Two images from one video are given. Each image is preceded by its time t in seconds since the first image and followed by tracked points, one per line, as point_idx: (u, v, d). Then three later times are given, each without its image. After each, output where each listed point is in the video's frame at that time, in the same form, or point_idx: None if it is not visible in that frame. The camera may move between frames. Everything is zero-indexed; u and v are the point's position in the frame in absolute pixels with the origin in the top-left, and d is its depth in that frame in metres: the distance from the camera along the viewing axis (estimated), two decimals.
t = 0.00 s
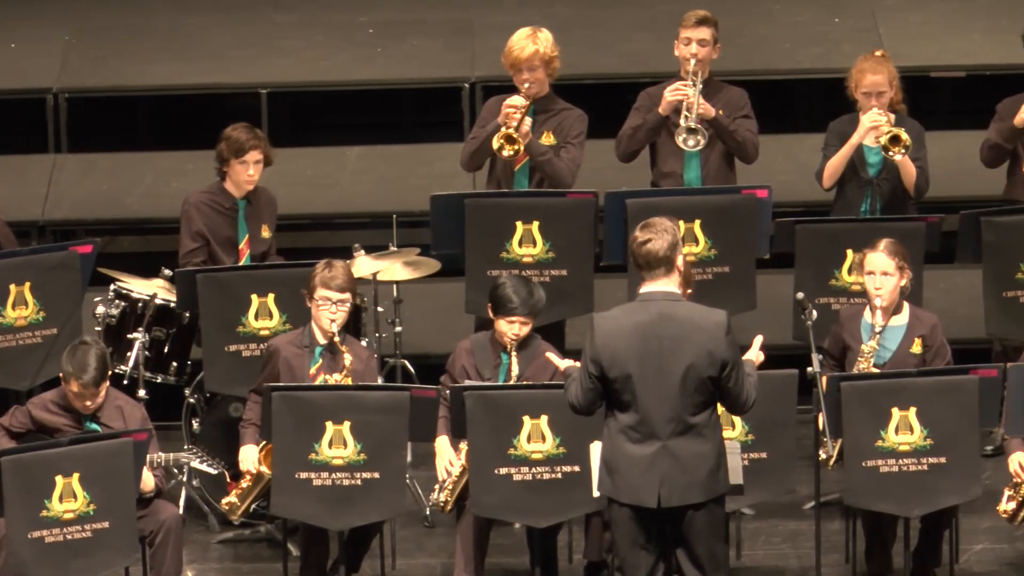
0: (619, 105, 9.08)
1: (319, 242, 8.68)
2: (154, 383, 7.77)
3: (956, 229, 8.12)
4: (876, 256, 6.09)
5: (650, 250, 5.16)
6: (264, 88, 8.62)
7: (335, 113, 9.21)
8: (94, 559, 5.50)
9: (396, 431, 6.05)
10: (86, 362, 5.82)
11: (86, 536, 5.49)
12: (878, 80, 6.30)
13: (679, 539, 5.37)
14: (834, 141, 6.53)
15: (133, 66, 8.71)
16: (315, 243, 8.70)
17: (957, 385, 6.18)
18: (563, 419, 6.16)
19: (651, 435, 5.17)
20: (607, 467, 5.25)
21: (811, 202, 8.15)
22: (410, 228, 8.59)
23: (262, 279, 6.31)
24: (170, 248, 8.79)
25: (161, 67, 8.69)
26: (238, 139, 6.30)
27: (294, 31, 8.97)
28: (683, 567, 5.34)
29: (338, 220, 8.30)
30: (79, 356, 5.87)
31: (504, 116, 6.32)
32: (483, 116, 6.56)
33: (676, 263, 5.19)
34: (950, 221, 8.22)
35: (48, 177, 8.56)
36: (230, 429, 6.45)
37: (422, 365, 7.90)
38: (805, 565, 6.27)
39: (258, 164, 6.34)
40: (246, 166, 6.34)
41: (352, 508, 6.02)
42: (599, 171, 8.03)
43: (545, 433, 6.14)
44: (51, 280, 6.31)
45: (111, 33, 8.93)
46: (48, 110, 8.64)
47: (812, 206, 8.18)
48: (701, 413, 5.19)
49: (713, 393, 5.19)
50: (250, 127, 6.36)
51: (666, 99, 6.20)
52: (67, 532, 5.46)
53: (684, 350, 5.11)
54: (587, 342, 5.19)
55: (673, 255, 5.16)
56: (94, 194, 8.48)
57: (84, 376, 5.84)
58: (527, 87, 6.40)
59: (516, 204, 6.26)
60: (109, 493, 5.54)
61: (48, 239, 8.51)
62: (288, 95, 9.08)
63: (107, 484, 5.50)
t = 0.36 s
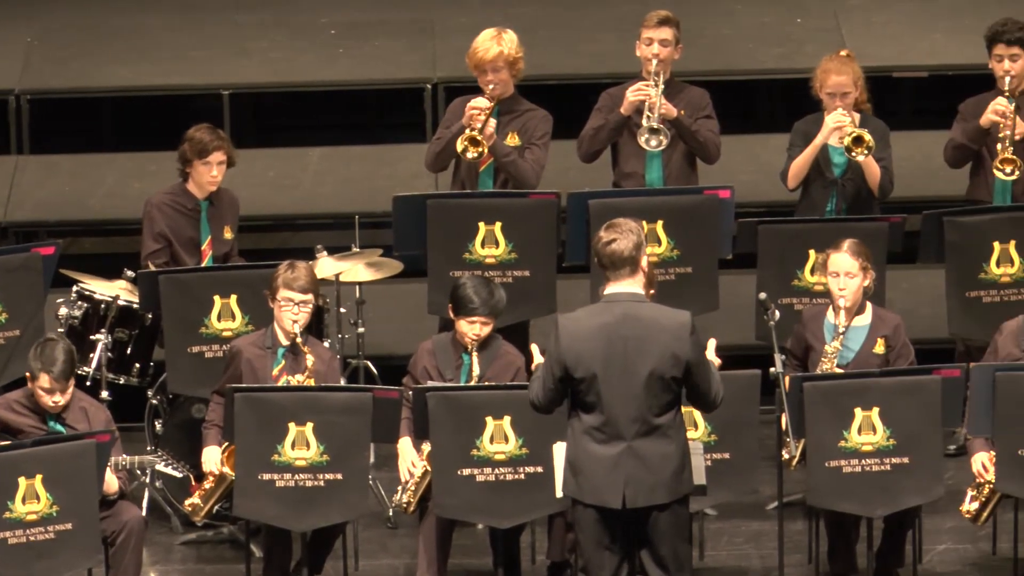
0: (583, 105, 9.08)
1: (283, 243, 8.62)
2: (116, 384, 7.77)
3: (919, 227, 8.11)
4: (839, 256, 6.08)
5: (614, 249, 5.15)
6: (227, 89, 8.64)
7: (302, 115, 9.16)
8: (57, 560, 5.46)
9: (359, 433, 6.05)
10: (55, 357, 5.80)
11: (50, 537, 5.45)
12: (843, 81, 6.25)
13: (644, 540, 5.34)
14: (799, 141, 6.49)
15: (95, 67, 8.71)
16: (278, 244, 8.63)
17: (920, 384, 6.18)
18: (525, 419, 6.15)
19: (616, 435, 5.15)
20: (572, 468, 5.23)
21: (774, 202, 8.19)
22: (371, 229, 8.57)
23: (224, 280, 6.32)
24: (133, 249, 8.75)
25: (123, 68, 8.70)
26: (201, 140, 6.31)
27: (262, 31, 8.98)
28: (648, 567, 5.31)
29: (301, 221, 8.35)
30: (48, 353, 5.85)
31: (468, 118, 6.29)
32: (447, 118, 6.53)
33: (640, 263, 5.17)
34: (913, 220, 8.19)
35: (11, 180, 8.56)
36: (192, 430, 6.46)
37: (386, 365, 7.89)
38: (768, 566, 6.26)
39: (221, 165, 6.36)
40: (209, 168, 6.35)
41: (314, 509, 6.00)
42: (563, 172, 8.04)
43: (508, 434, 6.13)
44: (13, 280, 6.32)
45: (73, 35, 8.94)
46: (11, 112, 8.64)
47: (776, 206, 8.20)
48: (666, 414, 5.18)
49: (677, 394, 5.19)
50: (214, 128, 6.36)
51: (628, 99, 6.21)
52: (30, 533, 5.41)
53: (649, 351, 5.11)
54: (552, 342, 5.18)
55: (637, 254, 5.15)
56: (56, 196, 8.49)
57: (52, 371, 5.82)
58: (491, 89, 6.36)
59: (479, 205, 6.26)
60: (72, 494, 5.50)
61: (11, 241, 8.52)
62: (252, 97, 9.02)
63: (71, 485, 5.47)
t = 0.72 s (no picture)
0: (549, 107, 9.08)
1: (249, 243, 8.36)
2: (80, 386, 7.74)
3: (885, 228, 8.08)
4: (805, 257, 6.06)
5: (581, 246, 5.19)
6: (190, 91, 8.53)
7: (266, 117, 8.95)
8: (23, 561, 5.42)
9: (325, 435, 6.04)
10: (22, 344, 5.81)
11: (15, 539, 5.41)
12: (811, 81, 6.22)
13: (610, 540, 5.33)
14: (766, 141, 6.46)
15: (59, 68, 8.70)
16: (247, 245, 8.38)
17: (886, 385, 6.17)
18: (491, 421, 6.14)
19: (583, 435, 5.14)
20: (539, 468, 5.21)
21: (738, 202, 8.17)
22: (338, 230, 8.38)
23: (190, 282, 6.31)
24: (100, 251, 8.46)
25: (86, 69, 8.66)
26: (167, 143, 6.32)
27: (233, 37, 9.02)
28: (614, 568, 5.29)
29: (266, 223, 8.33)
30: (16, 342, 5.85)
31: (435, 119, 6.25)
32: (415, 118, 6.45)
33: (605, 261, 5.22)
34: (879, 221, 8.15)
35: None
36: (157, 432, 6.47)
37: (351, 368, 7.73)
38: (734, 566, 6.26)
39: (187, 168, 6.38)
40: (175, 170, 6.37)
41: (280, 510, 5.99)
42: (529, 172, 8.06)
43: (474, 436, 6.12)
44: None
45: (39, 38, 8.99)
46: None
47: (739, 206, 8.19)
48: (633, 413, 5.18)
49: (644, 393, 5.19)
50: (180, 130, 6.36)
51: (594, 101, 6.22)
52: None
53: (616, 349, 5.11)
54: (519, 342, 5.16)
55: (604, 252, 5.20)
56: (21, 198, 8.52)
57: (17, 357, 5.83)
58: (459, 90, 6.27)
59: (445, 206, 6.26)
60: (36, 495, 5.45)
61: None
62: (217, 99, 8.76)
63: (35, 486, 5.42)
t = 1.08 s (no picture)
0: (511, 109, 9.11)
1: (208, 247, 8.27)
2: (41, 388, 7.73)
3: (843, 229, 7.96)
4: (762, 258, 6.06)
5: (542, 246, 5.13)
6: (148, 93, 8.44)
7: (241, 118, 8.77)
8: None
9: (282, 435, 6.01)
10: None
11: None
12: (765, 81, 6.25)
13: (569, 540, 5.31)
14: (721, 141, 6.45)
15: (17, 70, 8.68)
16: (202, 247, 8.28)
17: (845, 385, 6.17)
18: (449, 422, 6.15)
19: (542, 436, 5.12)
20: (499, 469, 5.19)
21: (696, 203, 8.10)
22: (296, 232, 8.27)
23: (148, 283, 6.32)
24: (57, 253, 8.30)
25: (45, 71, 8.65)
26: (125, 145, 6.45)
27: (199, 42, 9.07)
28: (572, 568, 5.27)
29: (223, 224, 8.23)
30: None
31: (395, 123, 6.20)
32: (373, 120, 6.43)
33: (566, 260, 5.18)
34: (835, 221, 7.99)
35: None
36: (116, 433, 6.49)
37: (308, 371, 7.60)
38: (691, 567, 6.27)
39: (144, 169, 6.51)
40: (132, 171, 6.51)
41: (239, 512, 5.96)
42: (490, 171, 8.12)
43: (431, 437, 6.13)
44: None
45: None
46: None
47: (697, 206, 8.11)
48: (594, 415, 5.16)
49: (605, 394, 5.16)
50: (137, 131, 6.50)
51: (550, 103, 6.25)
52: None
53: (575, 351, 5.08)
54: (479, 344, 5.13)
55: (565, 251, 5.16)
56: None
57: None
58: (418, 91, 6.21)
59: (403, 206, 6.26)
60: None
61: None
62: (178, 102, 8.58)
63: None
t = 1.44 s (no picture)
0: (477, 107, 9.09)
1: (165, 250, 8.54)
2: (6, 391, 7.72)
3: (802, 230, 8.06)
4: (724, 259, 6.06)
5: (512, 244, 5.14)
6: (109, 95, 8.49)
7: (189, 117, 8.99)
8: None
9: (246, 437, 5.97)
10: None
11: None
12: (723, 81, 6.29)
13: (537, 542, 5.29)
14: (679, 140, 6.50)
15: None
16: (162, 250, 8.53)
17: (806, 385, 6.17)
18: (413, 424, 6.11)
19: (512, 435, 5.11)
20: (469, 470, 5.17)
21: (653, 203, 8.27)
22: (257, 235, 8.55)
23: (110, 286, 6.35)
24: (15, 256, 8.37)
25: (7, 74, 8.64)
26: (85, 148, 6.57)
27: (158, 41, 9.03)
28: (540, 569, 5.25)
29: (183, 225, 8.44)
30: None
31: (356, 125, 6.24)
32: (334, 121, 6.49)
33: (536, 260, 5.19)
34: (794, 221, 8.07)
35: None
36: (79, 435, 6.52)
37: (272, 371, 7.67)
38: (654, 568, 6.27)
39: (105, 171, 6.63)
40: (93, 174, 6.63)
41: (201, 513, 5.92)
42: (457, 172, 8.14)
43: (394, 437, 6.11)
44: None
45: None
46: None
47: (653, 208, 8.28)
48: (564, 414, 5.15)
49: (575, 393, 5.17)
50: (98, 134, 6.61)
51: (514, 105, 6.21)
52: None
53: (545, 350, 5.08)
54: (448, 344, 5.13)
55: (534, 250, 5.17)
56: None
57: None
58: (379, 91, 6.26)
59: (365, 207, 6.27)
60: None
61: None
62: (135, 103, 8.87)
63: None
